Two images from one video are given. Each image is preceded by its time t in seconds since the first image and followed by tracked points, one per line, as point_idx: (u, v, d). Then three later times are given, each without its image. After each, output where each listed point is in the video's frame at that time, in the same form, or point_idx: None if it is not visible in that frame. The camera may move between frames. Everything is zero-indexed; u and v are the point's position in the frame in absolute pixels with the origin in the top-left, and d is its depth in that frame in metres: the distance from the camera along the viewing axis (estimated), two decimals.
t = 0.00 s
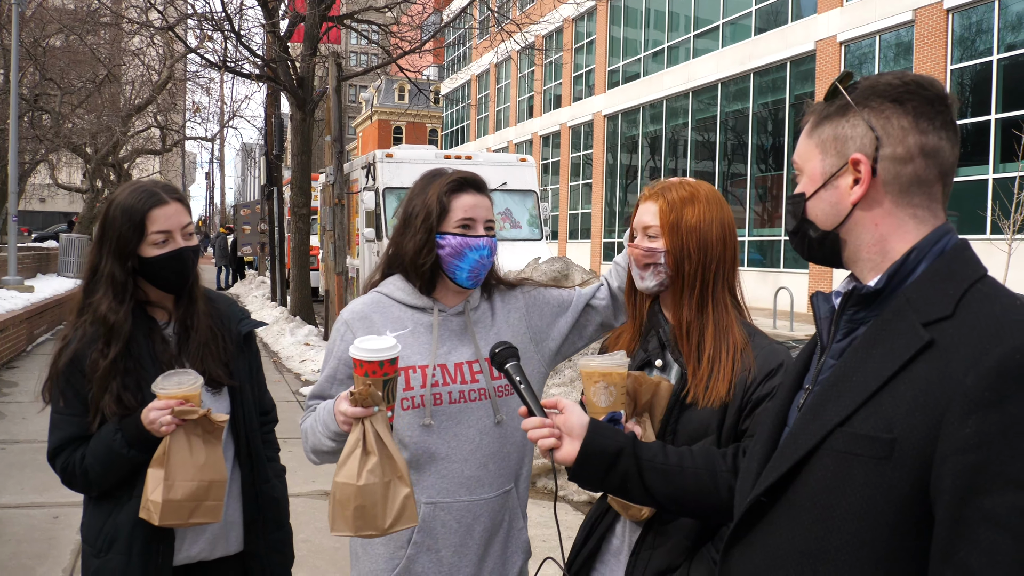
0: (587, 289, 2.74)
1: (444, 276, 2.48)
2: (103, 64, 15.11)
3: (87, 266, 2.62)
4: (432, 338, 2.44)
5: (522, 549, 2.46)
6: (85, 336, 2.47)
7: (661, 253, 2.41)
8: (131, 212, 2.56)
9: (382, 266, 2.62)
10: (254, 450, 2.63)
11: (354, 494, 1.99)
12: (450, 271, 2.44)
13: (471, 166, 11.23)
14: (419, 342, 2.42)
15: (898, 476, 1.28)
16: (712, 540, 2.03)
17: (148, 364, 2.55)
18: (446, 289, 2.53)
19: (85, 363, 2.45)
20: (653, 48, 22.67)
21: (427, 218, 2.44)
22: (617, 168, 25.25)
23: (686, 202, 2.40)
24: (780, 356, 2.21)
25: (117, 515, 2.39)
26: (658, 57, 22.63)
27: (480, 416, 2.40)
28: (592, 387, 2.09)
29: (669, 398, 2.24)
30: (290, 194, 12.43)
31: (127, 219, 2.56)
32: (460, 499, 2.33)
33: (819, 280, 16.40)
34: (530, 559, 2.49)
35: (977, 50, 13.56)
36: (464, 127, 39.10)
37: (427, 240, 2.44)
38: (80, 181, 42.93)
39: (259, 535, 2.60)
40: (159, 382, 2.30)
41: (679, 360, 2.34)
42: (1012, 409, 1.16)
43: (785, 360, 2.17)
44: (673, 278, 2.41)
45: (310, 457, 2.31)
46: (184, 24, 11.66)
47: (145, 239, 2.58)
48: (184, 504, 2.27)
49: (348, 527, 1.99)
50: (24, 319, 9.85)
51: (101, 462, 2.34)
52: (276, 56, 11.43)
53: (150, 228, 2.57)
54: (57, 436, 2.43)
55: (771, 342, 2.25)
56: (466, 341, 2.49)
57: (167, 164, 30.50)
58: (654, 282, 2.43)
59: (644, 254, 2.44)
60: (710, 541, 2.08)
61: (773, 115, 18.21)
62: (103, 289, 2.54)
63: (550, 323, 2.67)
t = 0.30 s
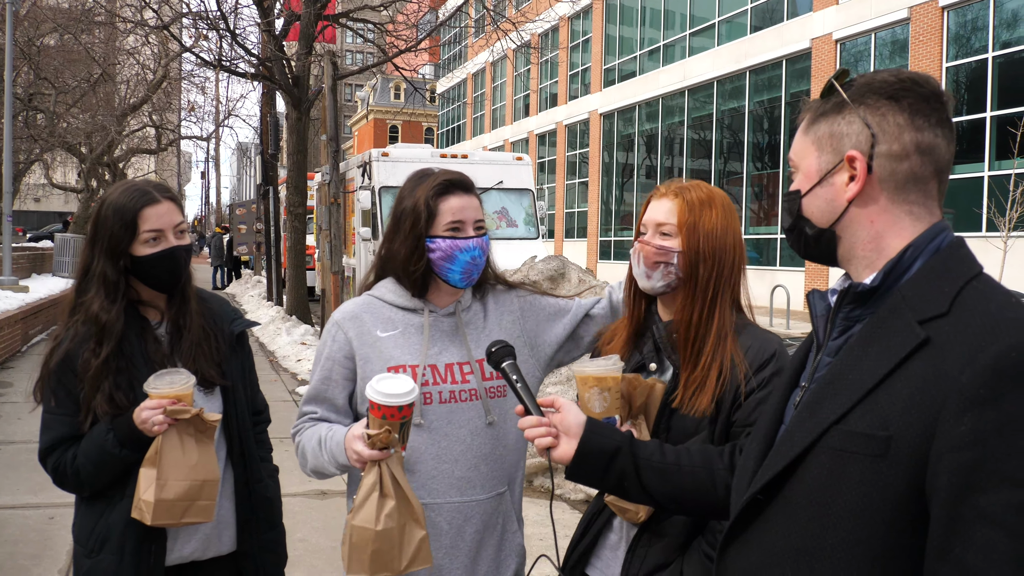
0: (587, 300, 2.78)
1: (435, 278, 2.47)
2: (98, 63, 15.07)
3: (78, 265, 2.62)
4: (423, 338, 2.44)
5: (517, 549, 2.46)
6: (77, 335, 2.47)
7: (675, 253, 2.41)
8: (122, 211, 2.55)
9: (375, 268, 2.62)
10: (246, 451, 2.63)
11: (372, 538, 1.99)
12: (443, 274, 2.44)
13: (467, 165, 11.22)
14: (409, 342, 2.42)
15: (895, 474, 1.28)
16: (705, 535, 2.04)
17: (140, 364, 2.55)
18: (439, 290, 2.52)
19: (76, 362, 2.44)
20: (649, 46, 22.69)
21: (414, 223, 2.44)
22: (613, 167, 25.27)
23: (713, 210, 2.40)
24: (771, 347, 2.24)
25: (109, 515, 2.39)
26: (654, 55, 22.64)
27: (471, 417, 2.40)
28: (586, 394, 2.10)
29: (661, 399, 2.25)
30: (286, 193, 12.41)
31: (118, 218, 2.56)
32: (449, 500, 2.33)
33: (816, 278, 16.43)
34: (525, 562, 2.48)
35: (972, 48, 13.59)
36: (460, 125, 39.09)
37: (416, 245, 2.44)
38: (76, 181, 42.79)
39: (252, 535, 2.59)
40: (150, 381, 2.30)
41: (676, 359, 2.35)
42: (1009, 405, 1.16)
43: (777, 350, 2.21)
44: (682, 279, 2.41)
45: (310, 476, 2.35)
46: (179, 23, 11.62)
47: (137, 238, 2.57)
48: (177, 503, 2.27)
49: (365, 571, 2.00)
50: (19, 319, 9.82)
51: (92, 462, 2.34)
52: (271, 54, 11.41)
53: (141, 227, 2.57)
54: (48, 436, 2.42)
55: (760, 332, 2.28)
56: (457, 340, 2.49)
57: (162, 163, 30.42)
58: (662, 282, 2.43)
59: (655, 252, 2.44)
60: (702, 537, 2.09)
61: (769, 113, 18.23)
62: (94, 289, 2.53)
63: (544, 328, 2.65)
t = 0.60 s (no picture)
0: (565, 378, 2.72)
1: (416, 286, 2.51)
2: (97, 64, 15.10)
3: (75, 267, 2.65)
4: (412, 346, 2.47)
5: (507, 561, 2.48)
6: (73, 337, 2.50)
7: (700, 266, 2.43)
8: (118, 213, 2.60)
9: (360, 276, 2.66)
10: (242, 453, 2.66)
11: None
12: (423, 282, 2.47)
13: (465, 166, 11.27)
14: (397, 351, 2.45)
15: (894, 476, 1.31)
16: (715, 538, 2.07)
17: (137, 365, 2.58)
18: (422, 297, 2.57)
19: (73, 363, 2.48)
20: (647, 47, 22.76)
21: (389, 234, 2.49)
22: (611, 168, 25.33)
23: (723, 211, 2.45)
24: (780, 352, 2.29)
25: (105, 517, 2.42)
26: (652, 57, 22.70)
27: (461, 426, 2.42)
28: (603, 403, 2.09)
29: (674, 401, 2.26)
30: (285, 195, 12.44)
31: (114, 219, 2.60)
32: (441, 511, 2.35)
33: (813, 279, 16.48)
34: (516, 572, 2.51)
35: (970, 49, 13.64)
36: (458, 127, 39.17)
37: (393, 255, 2.48)
38: (74, 182, 42.82)
39: (249, 536, 2.63)
40: (147, 384, 2.33)
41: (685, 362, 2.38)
42: (1008, 406, 1.19)
43: (786, 356, 2.27)
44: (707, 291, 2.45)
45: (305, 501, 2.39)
46: (178, 24, 11.64)
47: (132, 239, 2.61)
48: (173, 506, 2.30)
49: None
50: (18, 320, 9.84)
51: (89, 463, 2.37)
52: (270, 56, 11.43)
53: (137, 228, 2.60)
54: (45, 437, 2.46)
55: (770, 336, 2.34)
56: (446, 348, 2.52)
57: (161, 165, 30.43)
58: (686, 295, 2.46)
59: (681, 266, 2.44)
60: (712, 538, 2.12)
61: (767, 115, 18.28)
62: (91, 290, 2.57)
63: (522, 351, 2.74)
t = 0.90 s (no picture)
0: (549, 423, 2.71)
1: (419, 288, 2.48)
2: (98, 67, 15.13)
3: (76, 270, 2.65)
4: (408, 346, 2.46)
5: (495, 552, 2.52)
6: (74, 339, 2.50)
7: (724, 263, 2.41)
8: (118, 215, 2.60)
9: (353, 271, 2.60)
10: (245, 454, 2.66)
11: None
12: (425, 283, 2.45)
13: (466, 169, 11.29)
14: (393, 349, 2.44)
15: (896, 474, 1.31)
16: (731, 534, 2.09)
17: (138, 367, 2.58)
18: (422, 299, 2.54)
19: (74, 365, 2.47)
20: (647, 50, 22.79)
21: (394, 235, 2.46)
22: (611, 171, 25.36)
23: (727, 202, 2.46)
24: (797, 349, 2.35)
25: (107, 520, 2.42)
26: (653, 60, 22.72)
27: (453, 427, 2.44)
28: (634, 400, 2.09)
29: (697, 400, 2.24)
30: (286, 197, 12.46)
31: (115, 222, 2.61)
32: (430, 511, 2.35)
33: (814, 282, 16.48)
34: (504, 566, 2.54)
35: (970, 52, 13.67)
36: (458, 129, 39.23)
37: (399, 257, 2.45)
38: (74, 184, 42.79)
39: (251, 537, 2.62)
40: (149, 385, 2.33)
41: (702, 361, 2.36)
42: (1008, 406, 1.20)
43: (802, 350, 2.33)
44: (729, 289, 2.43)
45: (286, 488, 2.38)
46: (179, 27, 11.65)
47: (133, 241, 2.61)
48: (175, 508, 2.30)
49: None
50: (19, 322, 9.83)
51: (91, 466, 2.36)
52: (272, 59, 11.45)
53: (138, 230, 2.61)
54: (46, 440, 2.45)
55: (785, 332, 2.39)
56: (441, 350, 2.51)
57: (161, 167, 30.44)
58: (716, 292, 2.40)
59: (709, 265, 2.39)
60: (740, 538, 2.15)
61: (767, 117, 18.30)
62: (92, 292, 2.57)
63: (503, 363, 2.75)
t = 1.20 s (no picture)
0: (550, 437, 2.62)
1: (399, 301, 2.43)
2: (102, 70, 15.15)
3: (83, 271, 2.62)
4: (386, 358, 2.40)
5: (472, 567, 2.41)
6: (81, 341, 2.48)
7: (730, 265, 2.34)
8: (125, 216, 2.57)
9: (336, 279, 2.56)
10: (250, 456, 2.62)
11: None
12: (407, 299, 2.40)
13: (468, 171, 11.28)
14: (372, 360, 2.38)
15: (904, 476, 1.28)
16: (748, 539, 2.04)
17: (145, 369, 2.55)
18: (402, 310, 2.47)
19: (81, 367, 2.44)
20: (650, 53, 22.80)
21: (378, 246, 2.42)
22: (614, 174, 25.36)
23: (730, 202, 2.38)
24: (806, 346, 2.27)
25: (114, 522, 2.39)
26: (655, 63, 22.72)
27: (428, 439, 2.38)
28: (638, 405, 2.02)
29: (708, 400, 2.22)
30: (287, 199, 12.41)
31: (122, 223, 2.57)
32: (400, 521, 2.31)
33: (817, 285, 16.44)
34: None
35: (974, 55, 13.62)
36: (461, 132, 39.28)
37: (380, 269, 2.41)
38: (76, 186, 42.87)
39: (257, 539, 2.59)
40: (157, 388, 2.30)
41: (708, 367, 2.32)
42: (1015, 409, 1.17)
43: (810, 349, 2.24)
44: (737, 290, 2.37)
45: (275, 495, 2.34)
46: (182, 30, 11.64)
47: (139, 242, 2.58)
48: (183, 511, 2.27)
49: None
50: (22, 324, 9.81)
51: (97, 467, 2.34)
52: (275, 61, 11.43)
53: (144, 232, 2.58)
54: (53, 441, 2.43)
55: (792, 330, 2.30)
56: (419, 361, 2.44)
57: (164, 169, 30.48)
58: (723, 294, 2.34)
59: (714, 267, 2.32)
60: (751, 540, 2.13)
61: (770, 120, 18.28)
62: (98, 293, 2.54)
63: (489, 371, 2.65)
